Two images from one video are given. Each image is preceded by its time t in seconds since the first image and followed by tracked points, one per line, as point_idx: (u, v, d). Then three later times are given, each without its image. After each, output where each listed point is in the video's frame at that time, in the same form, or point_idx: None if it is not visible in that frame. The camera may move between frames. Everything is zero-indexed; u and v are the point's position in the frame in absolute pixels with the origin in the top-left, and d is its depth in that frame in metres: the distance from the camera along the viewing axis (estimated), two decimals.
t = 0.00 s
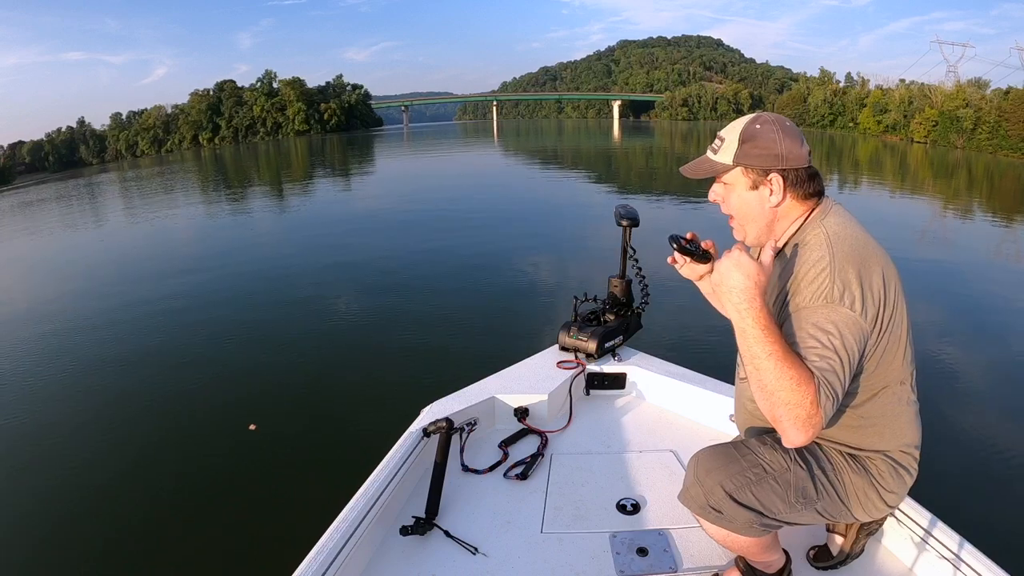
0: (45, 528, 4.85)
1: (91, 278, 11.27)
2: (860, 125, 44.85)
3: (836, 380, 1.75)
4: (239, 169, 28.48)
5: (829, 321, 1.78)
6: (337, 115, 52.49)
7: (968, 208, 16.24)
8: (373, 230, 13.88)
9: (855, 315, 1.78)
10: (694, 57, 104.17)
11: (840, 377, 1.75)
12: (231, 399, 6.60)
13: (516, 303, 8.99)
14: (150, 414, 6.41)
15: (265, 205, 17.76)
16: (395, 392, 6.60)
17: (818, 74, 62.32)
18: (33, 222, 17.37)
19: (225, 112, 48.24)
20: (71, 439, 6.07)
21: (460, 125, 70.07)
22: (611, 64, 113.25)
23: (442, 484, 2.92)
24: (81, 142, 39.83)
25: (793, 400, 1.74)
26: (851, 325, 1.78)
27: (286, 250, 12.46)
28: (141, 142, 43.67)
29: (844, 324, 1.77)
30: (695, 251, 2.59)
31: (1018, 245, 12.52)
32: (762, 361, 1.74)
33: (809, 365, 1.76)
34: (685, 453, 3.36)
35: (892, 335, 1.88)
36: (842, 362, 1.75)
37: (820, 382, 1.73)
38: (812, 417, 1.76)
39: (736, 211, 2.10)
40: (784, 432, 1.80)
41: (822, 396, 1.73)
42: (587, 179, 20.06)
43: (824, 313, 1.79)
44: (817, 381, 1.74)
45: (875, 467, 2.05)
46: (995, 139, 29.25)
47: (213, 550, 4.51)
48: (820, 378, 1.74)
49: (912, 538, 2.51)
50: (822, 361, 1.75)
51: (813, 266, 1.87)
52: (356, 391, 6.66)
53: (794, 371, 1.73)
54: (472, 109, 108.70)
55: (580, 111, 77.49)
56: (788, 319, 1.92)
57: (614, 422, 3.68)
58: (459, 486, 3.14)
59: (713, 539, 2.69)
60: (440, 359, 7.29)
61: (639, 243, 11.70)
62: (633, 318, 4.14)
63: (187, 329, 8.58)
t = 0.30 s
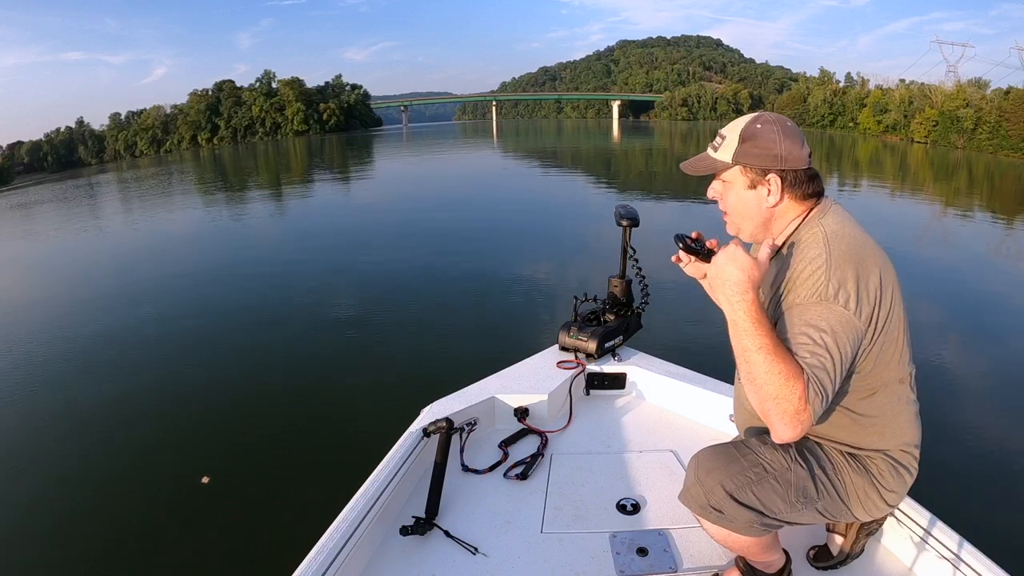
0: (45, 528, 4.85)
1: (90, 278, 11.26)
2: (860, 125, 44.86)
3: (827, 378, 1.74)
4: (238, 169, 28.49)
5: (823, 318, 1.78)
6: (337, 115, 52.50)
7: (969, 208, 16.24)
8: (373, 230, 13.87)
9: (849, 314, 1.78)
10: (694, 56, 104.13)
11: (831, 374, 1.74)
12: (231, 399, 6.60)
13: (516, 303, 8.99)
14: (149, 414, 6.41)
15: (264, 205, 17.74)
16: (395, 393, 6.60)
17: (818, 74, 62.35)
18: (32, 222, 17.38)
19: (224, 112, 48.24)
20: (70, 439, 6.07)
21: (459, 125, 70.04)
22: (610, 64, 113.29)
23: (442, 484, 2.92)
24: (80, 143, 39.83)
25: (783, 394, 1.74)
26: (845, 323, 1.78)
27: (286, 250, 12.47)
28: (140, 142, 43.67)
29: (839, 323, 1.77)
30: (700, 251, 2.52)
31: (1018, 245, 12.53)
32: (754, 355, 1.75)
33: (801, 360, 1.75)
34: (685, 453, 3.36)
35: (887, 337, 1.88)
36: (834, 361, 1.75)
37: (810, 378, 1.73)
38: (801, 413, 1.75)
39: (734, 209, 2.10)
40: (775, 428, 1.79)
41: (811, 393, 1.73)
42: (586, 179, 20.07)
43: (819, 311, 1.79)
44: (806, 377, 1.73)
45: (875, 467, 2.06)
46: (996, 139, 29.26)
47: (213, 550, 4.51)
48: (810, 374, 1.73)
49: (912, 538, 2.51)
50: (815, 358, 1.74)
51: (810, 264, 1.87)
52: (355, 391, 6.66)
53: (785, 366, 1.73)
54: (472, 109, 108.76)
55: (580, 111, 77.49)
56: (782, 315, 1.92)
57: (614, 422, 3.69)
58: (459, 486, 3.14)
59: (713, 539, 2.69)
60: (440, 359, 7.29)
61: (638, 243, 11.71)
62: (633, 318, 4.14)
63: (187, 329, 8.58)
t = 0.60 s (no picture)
0: (45, 528, 4.85)
1: (89, 279, 11.26)
2: (860, 125, 44.87)
3: (806, 378, 1.78)
4: (237, 169, 28.50)
5: (808, 317, 1.81)
6: (335, 115, 52.50)
7: (969, 208, 16.25)
8: (372, 230, 13.86)
9: (840, 312, 1.80)
10: (693, 57, 104.12)
11: (809, 375, 1.78)
12: (231, 399, 6.60)
13: (516, 303, 8.99)
14: (149, 415, 6.41)
15: (264, 205, 17.75)
16: (394, 393, 6.60)
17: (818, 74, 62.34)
18: (31, 223, 17.39)
19: (222, 112, 48.21)
20: (70, 440, 6.07)
21: (458, 125, 70.01)
22: (610, 64, 113.29)
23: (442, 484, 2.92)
24: (79, 142, 39.83)
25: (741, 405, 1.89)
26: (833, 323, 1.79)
27: (286, 250, 12.47)
28: (139, 142, 43.66)
29: (829, 322, 1.79)
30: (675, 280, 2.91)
31: (1019, 245, 12.54)
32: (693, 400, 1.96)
33: (778, 359, 1.81)
34: (685, 453, 3.36)
35: (887, 337, 1.88)
36: (815, 360, 1.77)
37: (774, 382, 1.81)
38: (768, 414, 1.89)
39: (741, 206, 2.10)
40: (756, 426, 1.94)
41: (778, 394, 1.79)
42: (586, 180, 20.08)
43: (810, 309, 1.81)
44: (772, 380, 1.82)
45: (876, 467, 2.06)
46: (996, 139, 29.28)
47: (213, 550, 4.51)
48: (783, 376, 1.79)
49: (912, 538, 2.51)
50: (792, 358, 1.78)
51: (809, 261, 1.88)
52: (356, 391, 6.65)
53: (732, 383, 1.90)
54: (471, 109, 108.80)
55: (579, 111, 77.52)
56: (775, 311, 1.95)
57: (614, 422, 3.68)
58: (459, 486, 3.14)
59: (713, 539, 2.69)
60: (439, 359, 7.29)
61: (638, 243, 11.72)
62: (633, 318, 4.13)
63: (187, 329, 8.58)
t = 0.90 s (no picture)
0: (45, 528, 4.85)
1: (89, 279, 11.26)
2: (860, 125, 44.92)
3: (809, 390, 1.83)
4: (237, 169, 28.51)
5: (808, 328, 1.84)
6: (335, 115, 52.52)
7: (969, 208, 16.27)
8: (372, 230, 13.85)
9: (839, 320, 1.82)
10: (693, 57, 104.19)
11: (811, 387, 1.82)
12: (231, 399, 6.60)
13: (515, 304, 8.99)
14: (149, 415, 6.41)
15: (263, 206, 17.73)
16: (394, 393, 6.60)
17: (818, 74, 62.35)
18: (30, 223, 17.39)
19: (221, 112, 48.21)
20: (70, 440, 6.06)
21: (457, 125, 70.04)
22: (609, 65, 113.37)
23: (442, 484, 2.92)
24: (78, 143, 39.81)
25: (753, 425, 1.95)
26: (832, 331, 1.82)
27: (286, 250, 12.48)
28: (138, 143, 43.64)
29: (827, 330, 1.82)
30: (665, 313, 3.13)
31: (1019, 245, 12.55)
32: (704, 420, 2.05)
33: (782, 373, 1.85)
34: (685, 453, 3.36)
35: (884, 337, 1.88)
36: (817, 371, 1.82)
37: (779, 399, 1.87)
38: (779, 427, 1.92)
39: (735, 209, 2.11)
40: (769, 439, 1.98)
41: (784, 410, 1.85)
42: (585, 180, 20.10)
43: (808, 318, 1.85)
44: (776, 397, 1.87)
45: (875, 466, 2.06)
46: (997, 140, 29.34)
47: (212, 550, 4.51)
48: (787, 390, 1.84)
49: (911, 538, 2.51)
50: (793, 371, 1.83)
51: (804, 267, 1.89)
52: (356, 391, 6.66)
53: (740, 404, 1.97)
54: (470, 110, 108.86)
55: (579, 112, 77.51)
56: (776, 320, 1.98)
57: (614, 422, 3.69)
58: (459, 486, 3.14)
59: (713, 540, 2.69)
60: (439, 359, 7.30)
61: (638, 243, 11.73)
62: (633, 317, 4.13)
63: (186, 329, 8.58)
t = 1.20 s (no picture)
0: (45, 528, 4.85)
1: (88, 279, 11.26)
2: (860, 125, 44.95)
3: (813, 384, 1.80)
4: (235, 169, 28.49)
5: (811, 323, 1.83)
6: (333, 115, 52.51)
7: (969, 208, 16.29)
8: (371, 231, 13.86)
9: (842, 315, 1.81)
10: (693, 57, 104.24)
11: (815, 381, 1.80)
12: (231, 400, 6.60)
13: (515, 304, 8.99)
14: (149, 415, 6.41)
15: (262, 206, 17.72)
16: (394, 393, 6.59)
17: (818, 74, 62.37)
18: (29, 223, 17.38)
19: (220, 112, 48.17)
20: (69, 440, 6.06)
21: (457, 125, 70.04)
22: (609, 65, 113.40)
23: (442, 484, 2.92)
24: (76, 143, 39.77)
25: (753, 423, 1.91)
26: (835, 326, 1.81)
27: (285, 250, 12.48)
28: (136, 142, 43.58)
29: (831, 325, 1.81)
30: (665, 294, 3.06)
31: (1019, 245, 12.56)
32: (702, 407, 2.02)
33: (784, 369, 1.84)
34: (685, 453, 3.36)
35: (885, 334, 1.88)
36: (821, 367, 1.80)
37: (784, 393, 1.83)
38: (782, 423, 1.89)
39: (740, 217, 2.09)
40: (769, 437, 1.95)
41: (788, 405, 1.82)
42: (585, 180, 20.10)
43: (812, 313, 1.84)
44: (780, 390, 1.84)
45: (875, 466, 2.06)
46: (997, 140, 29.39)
47: (213, 550, 4.51)
48: (790, 385, 1.82)
49: (910, 537, 2.51)
50: (797, 366, 1.81)
51: (806, 264, 1.90)
52: (356, 391, 6.66)
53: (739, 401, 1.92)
54: (469, 109, 108.85)
55: (578, 112, 77.52)
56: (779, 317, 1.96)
57: (613, 422, 3.69)
58: (459, 486, 3.14)
59: (713, 540, 2.69)
60: (440, 359, 7.30)
61: (637, 243, 11.74)
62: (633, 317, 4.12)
63: (186, 329, 8.58)
